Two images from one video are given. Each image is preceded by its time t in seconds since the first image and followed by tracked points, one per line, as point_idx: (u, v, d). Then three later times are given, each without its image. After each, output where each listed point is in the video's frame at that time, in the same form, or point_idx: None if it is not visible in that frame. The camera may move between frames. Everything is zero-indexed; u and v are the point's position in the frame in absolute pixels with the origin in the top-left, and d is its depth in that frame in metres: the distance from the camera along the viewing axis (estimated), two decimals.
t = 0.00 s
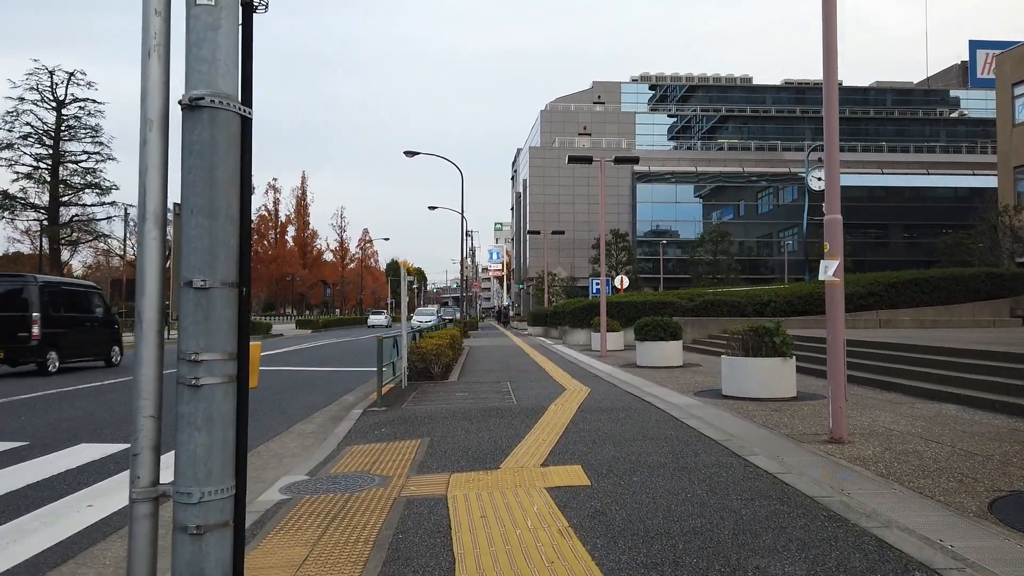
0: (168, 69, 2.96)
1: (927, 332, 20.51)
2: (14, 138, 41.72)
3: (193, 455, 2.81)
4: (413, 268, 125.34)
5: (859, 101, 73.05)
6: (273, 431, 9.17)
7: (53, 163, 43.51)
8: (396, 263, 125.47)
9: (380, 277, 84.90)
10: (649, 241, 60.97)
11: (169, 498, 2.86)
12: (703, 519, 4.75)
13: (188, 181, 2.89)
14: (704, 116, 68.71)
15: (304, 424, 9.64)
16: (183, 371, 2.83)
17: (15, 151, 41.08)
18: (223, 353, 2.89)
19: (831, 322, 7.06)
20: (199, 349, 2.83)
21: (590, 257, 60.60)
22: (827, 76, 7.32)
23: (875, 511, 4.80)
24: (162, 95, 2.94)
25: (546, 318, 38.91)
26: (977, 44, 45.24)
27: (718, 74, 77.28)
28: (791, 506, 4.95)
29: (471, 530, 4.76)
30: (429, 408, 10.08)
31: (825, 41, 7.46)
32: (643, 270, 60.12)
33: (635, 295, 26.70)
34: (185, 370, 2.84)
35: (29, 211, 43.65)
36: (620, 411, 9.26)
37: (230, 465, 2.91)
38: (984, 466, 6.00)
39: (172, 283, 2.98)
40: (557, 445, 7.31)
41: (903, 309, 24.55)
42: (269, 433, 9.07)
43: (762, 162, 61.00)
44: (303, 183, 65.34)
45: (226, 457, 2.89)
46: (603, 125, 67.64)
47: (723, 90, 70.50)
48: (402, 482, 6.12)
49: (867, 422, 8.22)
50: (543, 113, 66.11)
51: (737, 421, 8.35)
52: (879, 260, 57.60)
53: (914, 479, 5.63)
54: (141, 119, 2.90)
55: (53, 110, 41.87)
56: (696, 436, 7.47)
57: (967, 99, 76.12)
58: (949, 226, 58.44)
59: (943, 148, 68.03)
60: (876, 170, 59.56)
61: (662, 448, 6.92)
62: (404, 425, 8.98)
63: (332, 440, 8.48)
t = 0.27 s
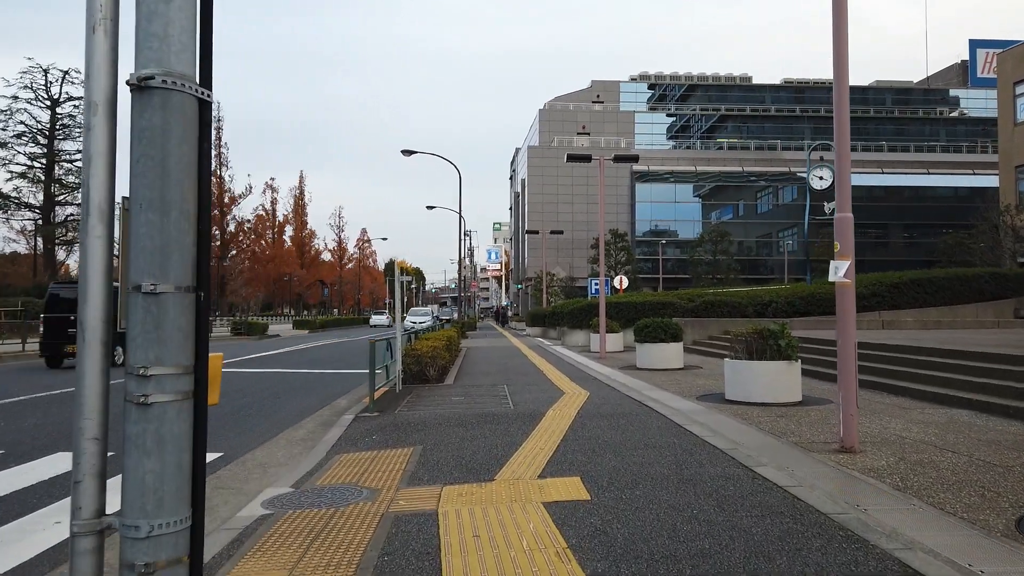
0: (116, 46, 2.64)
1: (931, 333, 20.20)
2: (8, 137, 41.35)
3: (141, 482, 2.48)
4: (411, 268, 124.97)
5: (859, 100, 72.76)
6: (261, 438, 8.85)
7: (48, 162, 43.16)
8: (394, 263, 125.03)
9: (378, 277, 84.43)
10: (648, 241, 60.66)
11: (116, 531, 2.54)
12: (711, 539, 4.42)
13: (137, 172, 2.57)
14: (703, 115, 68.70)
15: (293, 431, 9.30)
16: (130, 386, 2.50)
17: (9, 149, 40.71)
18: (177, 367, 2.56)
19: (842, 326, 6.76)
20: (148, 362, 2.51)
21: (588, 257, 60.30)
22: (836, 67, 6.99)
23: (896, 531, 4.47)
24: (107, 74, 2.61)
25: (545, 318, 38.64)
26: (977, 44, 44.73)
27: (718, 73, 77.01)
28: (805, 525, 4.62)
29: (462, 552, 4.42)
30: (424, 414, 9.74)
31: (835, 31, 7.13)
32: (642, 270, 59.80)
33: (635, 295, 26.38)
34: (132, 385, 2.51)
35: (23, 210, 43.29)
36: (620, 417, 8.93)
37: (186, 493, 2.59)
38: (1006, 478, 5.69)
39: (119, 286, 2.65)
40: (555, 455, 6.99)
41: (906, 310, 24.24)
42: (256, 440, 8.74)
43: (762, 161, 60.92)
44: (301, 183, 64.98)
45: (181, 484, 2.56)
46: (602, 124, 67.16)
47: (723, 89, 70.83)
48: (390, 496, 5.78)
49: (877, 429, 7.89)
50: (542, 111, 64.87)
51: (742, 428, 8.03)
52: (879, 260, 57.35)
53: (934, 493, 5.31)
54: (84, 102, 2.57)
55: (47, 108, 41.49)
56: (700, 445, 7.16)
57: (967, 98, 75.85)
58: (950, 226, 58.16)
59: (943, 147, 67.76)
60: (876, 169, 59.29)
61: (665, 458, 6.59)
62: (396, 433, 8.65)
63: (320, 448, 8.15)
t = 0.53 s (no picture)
0: (64, 24, 2.38)
1: (934, 334, 19.96)
2: (2, 137, 41.06)
3: (87, 507, 2.25)
4: (410, 269, 124.62)
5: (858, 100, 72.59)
6: (250, 443, 8.60)
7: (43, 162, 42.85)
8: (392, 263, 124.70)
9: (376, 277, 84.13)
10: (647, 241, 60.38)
11: (62, 559, 2.32)
12: (717, 557, 4.18)
13: (87, 164, 2.30)
14: (703, 115, 68.74)
15: (284, 435, 9.05)
16: (77, 400, 2.25)
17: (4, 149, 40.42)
18: (131, 379, 2.32)
19: (850, 328, 6.54)
20: (96, 374, 2.26)
21: (587, 257, 60.04)
22: (844, 60, 6.76)
23: (909, 547, 4.24)
24: (54, 53, 2.35)
25: (543, 319, 38.40)
26: (977, 42, 44.13)
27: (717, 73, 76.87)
28: (814, 539, 4.40)
29: (453, 570, 4.15)
30: (418, 418, 9.50)
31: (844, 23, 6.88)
32: (641, 271, 59.53)
33: (634, 296, 26.14)
34: (80, 400, 2.25)
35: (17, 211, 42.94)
36: (620, 421, 8.68)
37: (143, 517, 2.36)
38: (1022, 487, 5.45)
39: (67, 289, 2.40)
40: (552, 462, 6.74)
41: (908, 310, 23.99)
42: (244, 444, 8.50)
43: (762, 161, 60.65)
44: (299, 183, 64.71)
45: (137, 509, 2.34)
46: (601, 124, 66.46)
47: (722, 88, 71.15)
48: (380, 507, 5.53)
49: (885, 435, 7.64)
50: (541, 111, 64.25)
51: (746, 434, 7.79)
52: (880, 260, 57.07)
53: (949, 505, 5.07)
54: (27, 82, 2.32)
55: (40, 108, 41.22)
56: (702, 451, 6.92)
57: (966, 99, 75.67)
58: (950, 226, 57.94)
59: (943, 147, 67.58)
60: (876, 169, 59.08)
61: (666, 466, 6.35)
62: (389, 438, 8.40)
63: (310, 454, 7.91)
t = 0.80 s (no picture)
0: None
1: (939, 335, 19.68)
2: None
3: (19, 530, 1.97)
4: (408, 269, 124.17)
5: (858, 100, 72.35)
6: (239, 446, 8.28)
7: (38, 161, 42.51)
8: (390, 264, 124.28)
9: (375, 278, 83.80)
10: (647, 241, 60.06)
11: None
12: (733, 573, 3.88)
13: (19, 137, 1.99)
14: (703, 115, 68.48)
15: (274, 439, 8.73)
16: (7, 411, 1.96)
17: None
18: (72, 385, 2.01)
19: (866, 328, 6.24)
20: (28, 381, 1.95)
21: (586, 257, 59.75)
22: (859, 49, 6.46)
23: (940, 563, 3.94)
24: None
25: (542, 319, 38.10)
26: (977, 42, 43.93)
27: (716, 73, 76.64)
28: (836, 554, 4.10)
29: None
30: (413, 421, 9.18)
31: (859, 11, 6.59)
32: (641, 271, 59.20)
33: (634, 296, 25.84)
34: (9, 410, 1.96)
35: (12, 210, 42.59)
36: (622, 424, 8.38)
37: (85, 540, 2.08)
38: None
39: None
40: (552, 467, 6.44)
41: (911, 310, 23.72)
42: (232, 448, 8.18)
43: (762, 161, 60.08)
44: (297, 182, 64.39)
45: (78, 532, 2.06)
46: (600, 123, 66.08)
47: (722, 88, 70.97)
48: (371, 517, 5.22)
49: (900, 440, 7.34)
50: (539, 111, 64.16)
51: (755, 438, 7.48)
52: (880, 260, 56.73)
53: (976, 516, 4.77)
54: None
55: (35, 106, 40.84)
56: (709, 456, 6.62)
57: (966, 98, 75.45)
58: (950, 227, 57.71)
59: (943, 147, 67.34)
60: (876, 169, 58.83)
61: (673, 473, 6.04)
62: (383, 441, 8.10)
63: (301, 458, 7.59)
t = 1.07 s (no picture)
0: None
1: (944, 335, 19.44)
2: None
3: None
4: (406, 268, 123.80)
5: (859, 99, 72.17)
6: (231, 452, 8.00)
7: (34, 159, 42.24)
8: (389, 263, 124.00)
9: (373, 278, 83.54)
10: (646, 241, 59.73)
11: None
12: None
13: None
14: (702, 114, 68.24)
15: (268, 445, 8.46)
16: None
17: None
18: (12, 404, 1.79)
19: (882, 331, 5.99)
20: None
21: (585, 257, 59.50)
22: (874, 41, 6.21)
23: None
24: None
25: (541, 319, 37.83)
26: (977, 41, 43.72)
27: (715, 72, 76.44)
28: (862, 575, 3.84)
29: None
30: (409, 426, 8.88)
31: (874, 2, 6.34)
32: (641, 271, 58.88)
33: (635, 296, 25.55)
34: None
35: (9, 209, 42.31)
36: (627, 430, 8.12)
37: None
38: None
39: None
40: (555, 476, 6.18)
41: (915, 311, 23.46)
42: (225, 454, 7.90)
43: (762, 160, 59.83)
44: (295, 182, 64.15)
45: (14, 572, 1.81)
46: (599, 122, 65.78)
47: (721, 87, 70.70)
48: (365, 531, 4.95)
49: (916, 447, 7.08)
50: (538, 110, 64.03)
51: (765, 445, 7.22)
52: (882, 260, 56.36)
53: (1004, 531, 4.52)
54: None
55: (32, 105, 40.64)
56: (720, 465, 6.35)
57: (966, 98, 75.25)
58: (950, 226, 57.50)
59: (943, 147, 67.14)
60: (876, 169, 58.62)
61: (683, 483, 5.78)
62: (379, 447, 7.83)
63: (294, 465, 7.33)
